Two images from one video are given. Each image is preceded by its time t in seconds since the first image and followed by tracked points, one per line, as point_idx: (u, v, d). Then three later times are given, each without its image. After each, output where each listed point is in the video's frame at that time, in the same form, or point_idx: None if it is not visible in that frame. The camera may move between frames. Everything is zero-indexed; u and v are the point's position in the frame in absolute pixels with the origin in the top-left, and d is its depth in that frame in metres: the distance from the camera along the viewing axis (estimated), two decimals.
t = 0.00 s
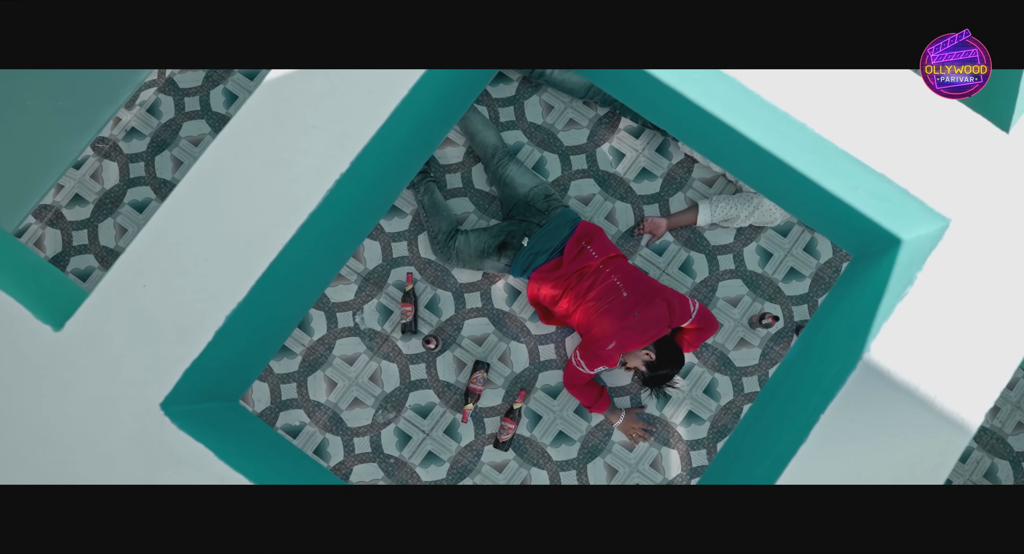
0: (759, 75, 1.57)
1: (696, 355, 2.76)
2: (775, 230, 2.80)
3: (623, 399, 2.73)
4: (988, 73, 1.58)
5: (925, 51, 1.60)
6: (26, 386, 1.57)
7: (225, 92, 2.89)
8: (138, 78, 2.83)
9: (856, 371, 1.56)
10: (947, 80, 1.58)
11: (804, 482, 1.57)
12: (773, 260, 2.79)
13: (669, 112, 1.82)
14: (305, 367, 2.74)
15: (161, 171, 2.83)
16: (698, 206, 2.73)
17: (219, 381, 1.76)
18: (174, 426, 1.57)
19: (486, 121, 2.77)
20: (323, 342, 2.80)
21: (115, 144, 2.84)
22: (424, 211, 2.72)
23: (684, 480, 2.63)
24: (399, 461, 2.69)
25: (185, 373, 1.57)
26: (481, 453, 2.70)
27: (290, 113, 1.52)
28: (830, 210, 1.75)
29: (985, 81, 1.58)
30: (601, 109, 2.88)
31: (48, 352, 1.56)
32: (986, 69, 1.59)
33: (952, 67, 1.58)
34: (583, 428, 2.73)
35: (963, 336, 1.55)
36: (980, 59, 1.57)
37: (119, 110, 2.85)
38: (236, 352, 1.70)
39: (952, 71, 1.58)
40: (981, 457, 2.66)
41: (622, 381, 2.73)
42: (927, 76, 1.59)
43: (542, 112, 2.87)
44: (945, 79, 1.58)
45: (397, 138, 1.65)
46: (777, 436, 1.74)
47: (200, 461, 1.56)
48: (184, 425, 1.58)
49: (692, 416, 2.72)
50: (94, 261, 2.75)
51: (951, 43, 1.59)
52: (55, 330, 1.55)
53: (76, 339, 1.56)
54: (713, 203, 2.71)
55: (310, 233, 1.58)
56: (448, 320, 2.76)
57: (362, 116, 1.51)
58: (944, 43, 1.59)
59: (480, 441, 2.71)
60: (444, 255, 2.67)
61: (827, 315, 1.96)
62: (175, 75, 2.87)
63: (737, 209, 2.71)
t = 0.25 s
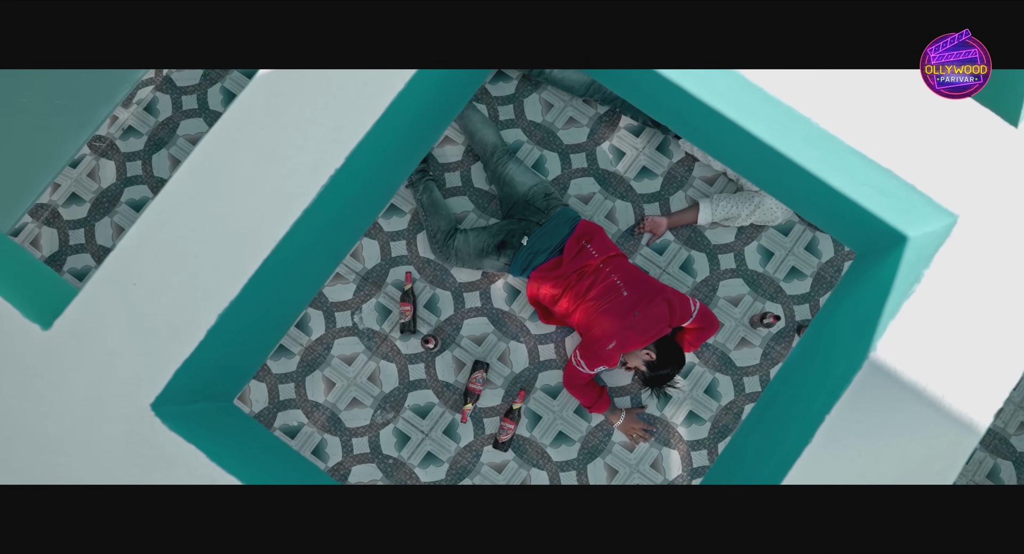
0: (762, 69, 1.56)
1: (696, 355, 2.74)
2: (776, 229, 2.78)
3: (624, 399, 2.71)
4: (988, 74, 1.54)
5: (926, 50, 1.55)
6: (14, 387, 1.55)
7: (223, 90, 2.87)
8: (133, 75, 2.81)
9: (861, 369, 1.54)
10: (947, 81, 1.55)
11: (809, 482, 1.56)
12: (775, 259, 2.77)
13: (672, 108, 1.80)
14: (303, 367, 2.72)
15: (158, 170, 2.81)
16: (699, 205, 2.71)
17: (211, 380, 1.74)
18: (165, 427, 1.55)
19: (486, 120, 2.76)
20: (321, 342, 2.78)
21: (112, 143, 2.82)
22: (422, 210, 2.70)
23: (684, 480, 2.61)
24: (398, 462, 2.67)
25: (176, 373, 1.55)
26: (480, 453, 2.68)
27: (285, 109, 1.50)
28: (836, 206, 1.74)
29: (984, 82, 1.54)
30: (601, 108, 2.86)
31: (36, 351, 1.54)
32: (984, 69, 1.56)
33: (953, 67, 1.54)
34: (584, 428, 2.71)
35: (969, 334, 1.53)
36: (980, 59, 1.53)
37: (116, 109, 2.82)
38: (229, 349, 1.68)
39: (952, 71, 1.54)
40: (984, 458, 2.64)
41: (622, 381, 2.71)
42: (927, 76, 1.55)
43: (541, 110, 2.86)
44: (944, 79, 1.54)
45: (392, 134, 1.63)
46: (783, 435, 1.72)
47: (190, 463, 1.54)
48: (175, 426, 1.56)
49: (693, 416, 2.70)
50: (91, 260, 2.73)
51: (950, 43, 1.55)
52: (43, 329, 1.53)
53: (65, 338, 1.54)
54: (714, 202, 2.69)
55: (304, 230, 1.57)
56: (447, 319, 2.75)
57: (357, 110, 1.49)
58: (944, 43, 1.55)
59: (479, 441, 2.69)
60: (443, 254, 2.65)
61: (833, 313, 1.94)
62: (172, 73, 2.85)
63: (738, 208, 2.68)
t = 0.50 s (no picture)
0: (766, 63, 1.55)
1: (697, 354, 2.72)
2: (777, 228, 2.77)
3: (624, 399, 2.69)
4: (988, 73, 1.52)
5: (925, 51, 1.54)
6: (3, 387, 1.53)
7: (220, 88, 2.86)
8: (132, 74, 2.80)
9: (866, 366, 1.53)
10: (947, 80, 1.52)
11: (813, 481, 1.54)
12: (776, 259, 2.75)
13: (674, 103, 1.79)
14: (302, 367, 2.70)
15: (156, 169, 2.79)
16: (700, 204, 2.69)
17: (202, 379, 1.73)
18: (155, 428, 1.53)
19: (485, 118, 2.74)
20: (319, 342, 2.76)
21: (109, 141, 2.80)
22: (421, 209, 2.68)
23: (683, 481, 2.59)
24: (396, 463, 2.65)
25: (167, 371, 1.53)
26: (480, 454, 2.66)
27: (280, 102, 1.49)
28: (842, 203, 1.73)
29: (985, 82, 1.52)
30: (601, 106, 2.84)
31: (24, 350, 1.52)
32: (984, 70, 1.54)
33: (952, 66, 1.52)
34: (584, 429, 2.70)
35: (974, 332, 1.52)
36: (979, 58, 1.51)
37: (113, 107, 2.81)
38: (222, 347, 1.66)
39: (952, 71, 1.52)
40: (987, 458, 2.62)
41: (622, 381, 2.69)
42: (926, 75, 1.54)
43: (541, 108, 2.84)
44: (945, 79, 1.52)
45: (387, 129, 1.61)
46: (788, 434, 1.71)
47: (181, 465, 1.53)
48: (165, 427, 1.54)
49: (693, 417, 2.68)
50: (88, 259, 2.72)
51: (948, 44, 1.53)
52: (32, 328, 1.52)
53: (53, 337, 1.52)
54: (715, 201, 2.67)
55: (297, 226, 1.55)
56: (446, 319, 2.73)
57: (352, 105, 1.48)
58: (942, 43, 1.54)
59: (479, 442, 2.67)
60: (442, 253, 2.63)
61: (839, 311, 1.93)
62: (169, 71, 2.83)
63: (739, 206, 2.66)
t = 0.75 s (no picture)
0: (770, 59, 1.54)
1: (698, 354, 2.71)
2: (778, 227, 2.75)
3: (624, 400, 2.67)
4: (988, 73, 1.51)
5: (925, 51, 1.53)
6: None
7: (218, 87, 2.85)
8: (130, 73, 2.78)
9: (872, 365, 1.51)
10: (947, 80, 1.52)
11: (818, 481, 1.52)
12: (777, 258, 2.73)
13: (675, 99, 1.77)
14: (300, 367, 2.69)
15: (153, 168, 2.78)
16: (701, 203, 2.68)
17: (192, 379, 1.71)
18: (146, 430, 1.51)
19: (485, 116, 2.73)
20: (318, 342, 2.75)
21: (106, 140, 2.79)
22: (420, 208, 2.66)
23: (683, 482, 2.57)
24: (395, 463, 2.64)
25: (158, 371, 1.51)
26: (479, 455, 2.65)
27: (275, 97, 1.47)
28: (847, 201, 1.71)
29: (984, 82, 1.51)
30: (601, 105, 2.83)
31: (12, 350, 1.50)
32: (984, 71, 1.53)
33: (952, 67, 1.51)
34: (584, 429, 2.68)
35: (977, 330, 1.50)
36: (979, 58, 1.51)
37: (110, 106, 2.79)
38: (215, 345, 1.64)
39: (952, 71, 1.51)
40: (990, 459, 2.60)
41: (622, 382, 2.68)
42: (926, 76, 1.53)
43: (541, 107, 2.82)
44: (945, 79, 1.52)
45: (382, 125, 1.60)
46: (795, 433, 1.69)
47: (172, 468, 1.51)
48: (156, 430, 1.52)
49: (694, 417, 2.67)
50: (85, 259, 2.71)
51: (949, 44, 1.53)
52: (21, 328, 1.50)
53: (42, 338, 1.51)
54: (716, 200, 2.65)
55: (291, 224, 1.53)
56: (445, 319, 2.71)
57: (348, 101, 1.46)
58: (942, 43, 1.53)
59: (478, 442, 2.65)
60: (441, 253, 2.62)
61: (844, 311, 1.91)
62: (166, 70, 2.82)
63: (740, 205, 2.65)
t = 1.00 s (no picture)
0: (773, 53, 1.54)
1: (699, 355, 2.69)
2: (779, 227, 2.74)
3: (625, 400, 2.66)
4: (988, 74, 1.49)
5: (925, 51, 1.52)
6: None
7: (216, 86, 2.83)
8: (127, 72, 2.76)
9: (878, 364, 1.50)
10: (947, 80, 1.50)
11: (825, 481, 1.51)
12: (778, 258, 2.72)
13: (676, 95, 1.76)
14: (298, 367, 2.67)
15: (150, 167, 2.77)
16: (701, 202, 2.66)
17: (184, 380, 1.69)
18: (136, 432, 1.50)
19: (484, 115, 2.71)
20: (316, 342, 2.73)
21: (104, 139, 2.77)
22: (419, 207, 2.65)
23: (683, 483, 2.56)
24: (394, 464, 2.62)
25: (149, 372, 1.50)
26: (478, 455, 2.63)
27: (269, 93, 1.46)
28: (852, 198, 1.70)
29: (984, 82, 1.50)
30: (601, 103, 2.81)
31: None
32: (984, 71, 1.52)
33: (952, 66, 1.50)
34: (584, 430, 2.66)
35: (1010, 317, 1.49)
36: (979, 58, 1.49)
37: (107, 104, 2.78)
38: (208, 345, 1.63)
39: (952, 71, 1.49)
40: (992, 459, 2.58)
41: (622, 382, 2.66)
42: (927, 76, 1.52)
43: (540, 106, 2.81)
44: (945, 79, 1.50)
45: (377, 121, 1.58)
46: (801, 433, 1.68)
47: (164, 471, 1.50)
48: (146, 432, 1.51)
49: (695, 418, 2.65)
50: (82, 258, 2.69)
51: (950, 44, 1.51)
52: (9, 328, 1.49)
53: (30, 337, 1.49)
54: (716, 199, 2.64)
55: (285, 222, 1.52)
56: (445, 319, 2.70)
57: (343, 96, 1.45)
58: (942, 43, 1.51)
59: (477, 443, 2.64)
60: (440, 252, 2.60)
61: (850, 309, 1.90)
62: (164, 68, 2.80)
63: (741, 204, 2.63)
